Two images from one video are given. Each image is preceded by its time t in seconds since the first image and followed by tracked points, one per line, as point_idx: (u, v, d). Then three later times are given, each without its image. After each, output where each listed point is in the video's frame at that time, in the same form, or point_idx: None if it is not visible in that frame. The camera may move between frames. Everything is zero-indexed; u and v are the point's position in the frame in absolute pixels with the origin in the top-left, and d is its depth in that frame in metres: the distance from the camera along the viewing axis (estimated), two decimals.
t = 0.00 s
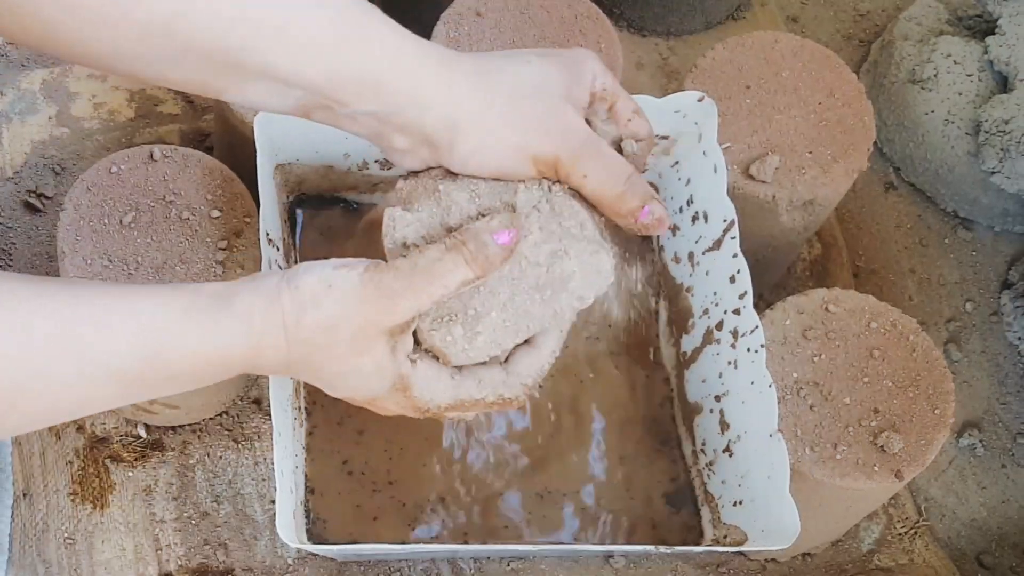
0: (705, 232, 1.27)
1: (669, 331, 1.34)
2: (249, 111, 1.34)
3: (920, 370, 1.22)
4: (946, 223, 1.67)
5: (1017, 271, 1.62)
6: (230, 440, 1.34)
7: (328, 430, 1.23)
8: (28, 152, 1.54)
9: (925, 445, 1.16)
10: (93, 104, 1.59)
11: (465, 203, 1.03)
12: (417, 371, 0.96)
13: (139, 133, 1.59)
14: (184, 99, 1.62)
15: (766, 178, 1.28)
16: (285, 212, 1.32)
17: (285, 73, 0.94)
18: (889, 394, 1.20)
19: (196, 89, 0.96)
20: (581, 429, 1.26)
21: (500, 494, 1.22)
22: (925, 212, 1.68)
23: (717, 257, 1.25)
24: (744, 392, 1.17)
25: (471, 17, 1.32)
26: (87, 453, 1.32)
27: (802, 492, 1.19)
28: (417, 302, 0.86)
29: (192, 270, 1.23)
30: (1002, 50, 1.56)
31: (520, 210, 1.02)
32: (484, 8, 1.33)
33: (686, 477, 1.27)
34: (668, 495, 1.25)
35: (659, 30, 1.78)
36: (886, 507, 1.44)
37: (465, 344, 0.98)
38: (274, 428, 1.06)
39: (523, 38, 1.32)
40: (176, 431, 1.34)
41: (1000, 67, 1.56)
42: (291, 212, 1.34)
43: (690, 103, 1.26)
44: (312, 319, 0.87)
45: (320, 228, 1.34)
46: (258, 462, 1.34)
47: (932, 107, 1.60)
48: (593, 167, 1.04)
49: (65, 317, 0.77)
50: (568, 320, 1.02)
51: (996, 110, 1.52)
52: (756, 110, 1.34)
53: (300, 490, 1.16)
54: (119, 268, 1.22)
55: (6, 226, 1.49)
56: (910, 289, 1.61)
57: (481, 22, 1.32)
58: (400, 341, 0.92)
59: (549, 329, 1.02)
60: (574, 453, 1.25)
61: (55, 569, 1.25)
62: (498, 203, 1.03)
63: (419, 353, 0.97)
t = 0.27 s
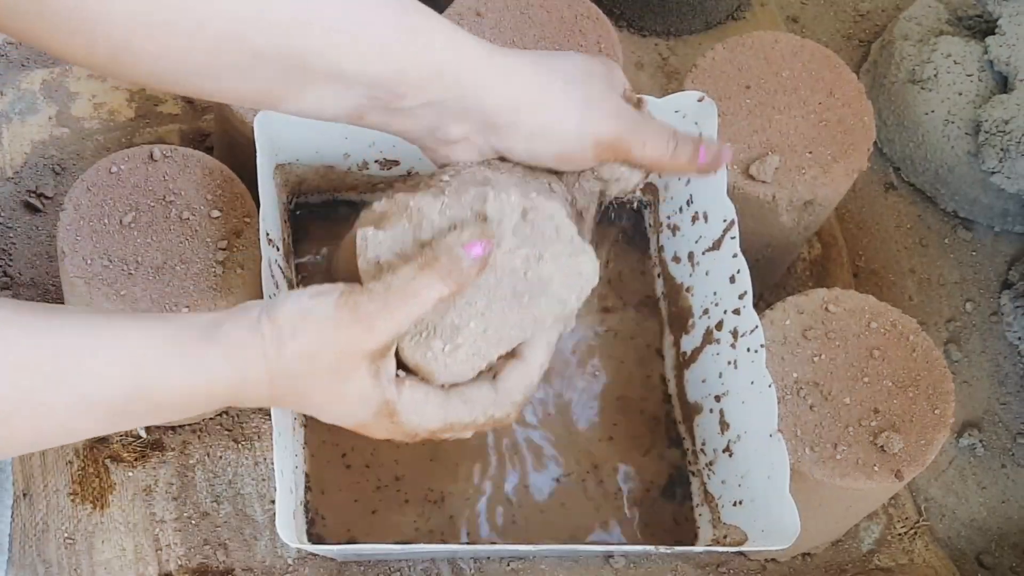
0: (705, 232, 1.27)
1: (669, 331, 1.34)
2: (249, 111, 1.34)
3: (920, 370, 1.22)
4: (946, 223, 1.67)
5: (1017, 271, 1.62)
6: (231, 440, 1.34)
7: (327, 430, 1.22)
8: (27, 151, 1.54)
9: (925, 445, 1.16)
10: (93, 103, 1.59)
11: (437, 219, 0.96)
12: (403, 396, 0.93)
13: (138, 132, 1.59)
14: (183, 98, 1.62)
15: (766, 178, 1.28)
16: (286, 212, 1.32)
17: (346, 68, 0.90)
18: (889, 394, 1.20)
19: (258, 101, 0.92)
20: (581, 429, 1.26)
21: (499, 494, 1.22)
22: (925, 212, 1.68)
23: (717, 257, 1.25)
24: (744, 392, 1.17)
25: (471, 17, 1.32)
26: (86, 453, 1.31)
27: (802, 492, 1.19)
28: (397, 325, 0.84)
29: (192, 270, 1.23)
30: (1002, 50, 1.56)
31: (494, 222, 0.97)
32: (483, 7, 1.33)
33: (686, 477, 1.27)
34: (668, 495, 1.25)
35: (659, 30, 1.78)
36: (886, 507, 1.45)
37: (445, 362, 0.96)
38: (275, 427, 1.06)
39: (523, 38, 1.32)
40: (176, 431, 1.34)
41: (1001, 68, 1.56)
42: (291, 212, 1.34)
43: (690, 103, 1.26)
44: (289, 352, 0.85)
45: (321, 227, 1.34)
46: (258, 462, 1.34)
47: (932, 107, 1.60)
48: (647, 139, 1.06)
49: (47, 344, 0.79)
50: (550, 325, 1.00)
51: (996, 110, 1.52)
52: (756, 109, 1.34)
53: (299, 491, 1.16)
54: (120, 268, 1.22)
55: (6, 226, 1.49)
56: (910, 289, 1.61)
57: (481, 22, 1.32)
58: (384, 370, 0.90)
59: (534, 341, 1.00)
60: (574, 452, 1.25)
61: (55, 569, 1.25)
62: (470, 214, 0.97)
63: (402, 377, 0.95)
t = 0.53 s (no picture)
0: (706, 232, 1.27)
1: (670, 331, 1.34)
2: (250, 112, 1.34)
3: (920, 370, 1.22)
4: (946, 223, 1.67)
5: (1017, 271, 1.62)
6: (231, 440, 1.34)
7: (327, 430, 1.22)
8: (28, 151, 1.55)
9: (925, 445, 1.16)
10: (93, 103, 1.59)
11: (414, 290, 1.02)
12: (348, 444, 0.97)
13: (139, 132, 1.59)
14: (184, 98, 1.62)
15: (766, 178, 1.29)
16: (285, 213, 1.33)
17: None
18: (889, 394, 1.20)
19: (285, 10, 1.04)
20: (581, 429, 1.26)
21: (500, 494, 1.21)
22: (925, 211, 1.68)
23: (717, 257, 1.24)
24: (744, 391, 1.17)
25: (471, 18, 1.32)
26: (86, 453, 1.31)
27: (802, 492, 1.19)
28: (356, 398, 0.88)
29: (192, 270, 1.23)
30: (1002, 50, 1.56)
31: (469, 304, 1.01)
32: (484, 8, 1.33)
33: (686, 477, 1.27)
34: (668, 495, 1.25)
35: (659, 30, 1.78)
36: (886, 507, 1.45)
37: (398, 425, 0.99)
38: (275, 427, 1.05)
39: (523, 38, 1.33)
40: (176, 431, 1.34)
41: (1001, 67, 1.56)
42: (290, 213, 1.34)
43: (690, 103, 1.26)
44: (249, 392, 0.86)
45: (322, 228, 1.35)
46: (258, 462, 1.33)
47: (932, 107, 1.60)
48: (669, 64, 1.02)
49: (23, 358, 0.79)
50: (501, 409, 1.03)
51: (996, 110, 1.52)
52: (756, 110, 1.34)
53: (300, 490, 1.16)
54: (120, 268, 1.22)
55: (6, 226, 1.49)
56: (910, 289, 1.61)
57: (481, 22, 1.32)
58: (332, 420, 0.94)
59: (484, 417, 1.03)
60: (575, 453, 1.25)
61: (55, 569, 1.25)
62: (447, 292, 1.02)
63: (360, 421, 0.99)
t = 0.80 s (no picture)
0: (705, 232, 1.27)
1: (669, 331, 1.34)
2: (249, 111, 1.34)
3: (920, 370, 1.22)
4: (946, 223, 1.67)
5: (1017, 271, 1.62)
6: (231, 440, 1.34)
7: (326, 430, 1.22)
8: (27, 151, 1.54)
9: (925, 445, 1.16)
10: (93, 103, 1.59)
11: (443, 284, 1.03)
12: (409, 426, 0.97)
13: (139, 132, 1.59)
14: (183, 98, 1.62)
15: (766, 178, 1.29)
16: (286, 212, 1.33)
17: None
18: (889, 394, 1.20)
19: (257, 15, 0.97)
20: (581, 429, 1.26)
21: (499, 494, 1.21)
22: (925, 211, 1.68)
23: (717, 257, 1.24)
24: (744, 392, 1.17)
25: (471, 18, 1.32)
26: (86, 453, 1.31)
27: (802, 492, 1.19)
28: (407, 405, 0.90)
29: (193, 270, 1.23)
30: (1002, 50, 1.56)
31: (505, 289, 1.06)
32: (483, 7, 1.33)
33: (686, 477, 1.27)
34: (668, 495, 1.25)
35: (659, 30, 1.78)
36: (886, 507, 1.45)
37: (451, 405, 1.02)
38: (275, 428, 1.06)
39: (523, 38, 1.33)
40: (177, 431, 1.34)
41: (1001, 68, 1.56)
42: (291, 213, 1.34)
43: (689, 102, 1.26)
44: (294, 414, 0.86)
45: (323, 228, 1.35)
46: (257, 462, 1.33)
47: (932, 107, 1.60)
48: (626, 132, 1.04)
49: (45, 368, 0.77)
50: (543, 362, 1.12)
51: (996, 110, 1.52)
52: (756, 109, 1.34)
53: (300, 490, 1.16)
54: (120, 268, 1.22)
55: (6, 225, 1.49)
56: (910, 289, 1.61)
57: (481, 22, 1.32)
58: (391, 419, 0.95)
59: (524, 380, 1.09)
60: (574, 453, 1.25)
61: (55, 569, 1.25)
62: (481, 281, 1.05)
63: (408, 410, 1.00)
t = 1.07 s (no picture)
0: (705, 233, 1.27)
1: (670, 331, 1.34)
2: (249, 111, 1.34)
3: (920, 370, 1.22)
4: (946, 223, 1.67)
5: (1017, 271, 1.62)
6: (231, 440, 1.34)
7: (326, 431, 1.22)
8: (28, 151, 1.55)
9: (924, 445, 1.16)
10: (93, 103, 1.59)
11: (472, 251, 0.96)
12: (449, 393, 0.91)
13: (139, 132, 1.59)
14: (184, 98, 1.62)
15: (766, 178, 1.29)
16: (285, 210, 1.32)
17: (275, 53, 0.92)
18: (889, 394, 1.20)
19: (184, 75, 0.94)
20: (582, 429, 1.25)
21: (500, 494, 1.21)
22: (925, 211, 1.68)
23: (716, 257, 1.24)
24: (744, 392, 1.17)
25: (471, 18, 1.32)
26: (87, 453, 1.32)
27: (803, 492, 1.19)
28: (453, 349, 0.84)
29: (192, 270, 1.23)
30: (1002, 50, 1.56)
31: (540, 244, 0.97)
32: (484, 7, 1.33)
33: (686, 477, 1.27)
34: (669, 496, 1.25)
35: (659, 30, 1.78)
36: (886, 507, 1.45)
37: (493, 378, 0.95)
38: (274, 428, 1.06)
39: (523, 38, 1.33)
40: (177, 431, 1.34)
41: (1001, 68, 1.56)
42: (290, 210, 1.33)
43: (689, 103, 1.26)
44: (344, 359, 0.82)
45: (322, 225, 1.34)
46: (258, 462, 1.34)
47: (932, 107, 1.60)
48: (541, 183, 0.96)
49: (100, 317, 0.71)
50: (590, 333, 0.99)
51: (996, 110, 1.52)
52: (756, 109, 1.34)
53: (299, 491, 1.16)
54: (120, 268, 1.22)
55: (7, 226, 1.49)
56: (910, 289, 1.61)
57: (481, 23, 1.32)
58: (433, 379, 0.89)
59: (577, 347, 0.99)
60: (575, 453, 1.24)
61: (55, 569, 1.25)
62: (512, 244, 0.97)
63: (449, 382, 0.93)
